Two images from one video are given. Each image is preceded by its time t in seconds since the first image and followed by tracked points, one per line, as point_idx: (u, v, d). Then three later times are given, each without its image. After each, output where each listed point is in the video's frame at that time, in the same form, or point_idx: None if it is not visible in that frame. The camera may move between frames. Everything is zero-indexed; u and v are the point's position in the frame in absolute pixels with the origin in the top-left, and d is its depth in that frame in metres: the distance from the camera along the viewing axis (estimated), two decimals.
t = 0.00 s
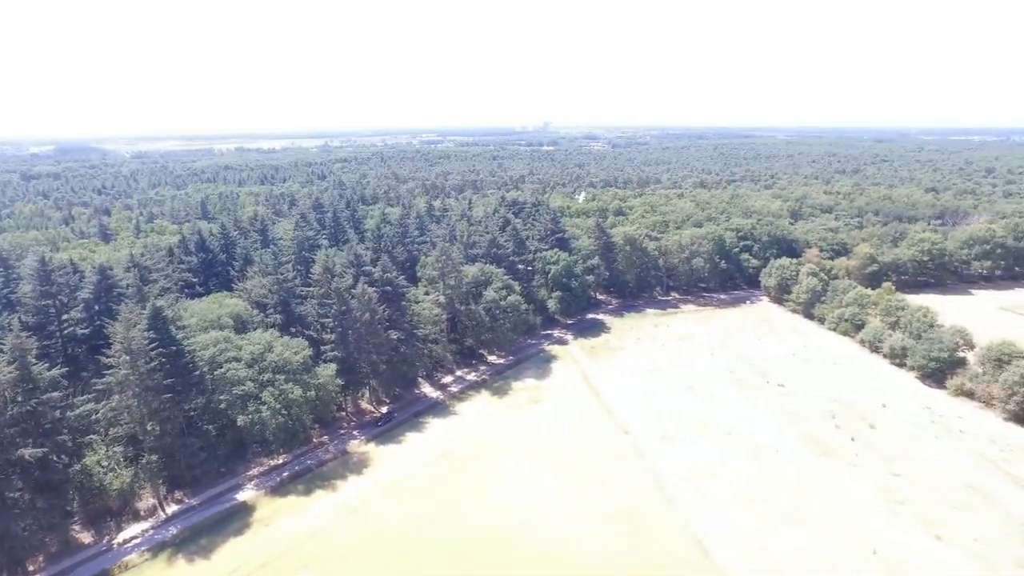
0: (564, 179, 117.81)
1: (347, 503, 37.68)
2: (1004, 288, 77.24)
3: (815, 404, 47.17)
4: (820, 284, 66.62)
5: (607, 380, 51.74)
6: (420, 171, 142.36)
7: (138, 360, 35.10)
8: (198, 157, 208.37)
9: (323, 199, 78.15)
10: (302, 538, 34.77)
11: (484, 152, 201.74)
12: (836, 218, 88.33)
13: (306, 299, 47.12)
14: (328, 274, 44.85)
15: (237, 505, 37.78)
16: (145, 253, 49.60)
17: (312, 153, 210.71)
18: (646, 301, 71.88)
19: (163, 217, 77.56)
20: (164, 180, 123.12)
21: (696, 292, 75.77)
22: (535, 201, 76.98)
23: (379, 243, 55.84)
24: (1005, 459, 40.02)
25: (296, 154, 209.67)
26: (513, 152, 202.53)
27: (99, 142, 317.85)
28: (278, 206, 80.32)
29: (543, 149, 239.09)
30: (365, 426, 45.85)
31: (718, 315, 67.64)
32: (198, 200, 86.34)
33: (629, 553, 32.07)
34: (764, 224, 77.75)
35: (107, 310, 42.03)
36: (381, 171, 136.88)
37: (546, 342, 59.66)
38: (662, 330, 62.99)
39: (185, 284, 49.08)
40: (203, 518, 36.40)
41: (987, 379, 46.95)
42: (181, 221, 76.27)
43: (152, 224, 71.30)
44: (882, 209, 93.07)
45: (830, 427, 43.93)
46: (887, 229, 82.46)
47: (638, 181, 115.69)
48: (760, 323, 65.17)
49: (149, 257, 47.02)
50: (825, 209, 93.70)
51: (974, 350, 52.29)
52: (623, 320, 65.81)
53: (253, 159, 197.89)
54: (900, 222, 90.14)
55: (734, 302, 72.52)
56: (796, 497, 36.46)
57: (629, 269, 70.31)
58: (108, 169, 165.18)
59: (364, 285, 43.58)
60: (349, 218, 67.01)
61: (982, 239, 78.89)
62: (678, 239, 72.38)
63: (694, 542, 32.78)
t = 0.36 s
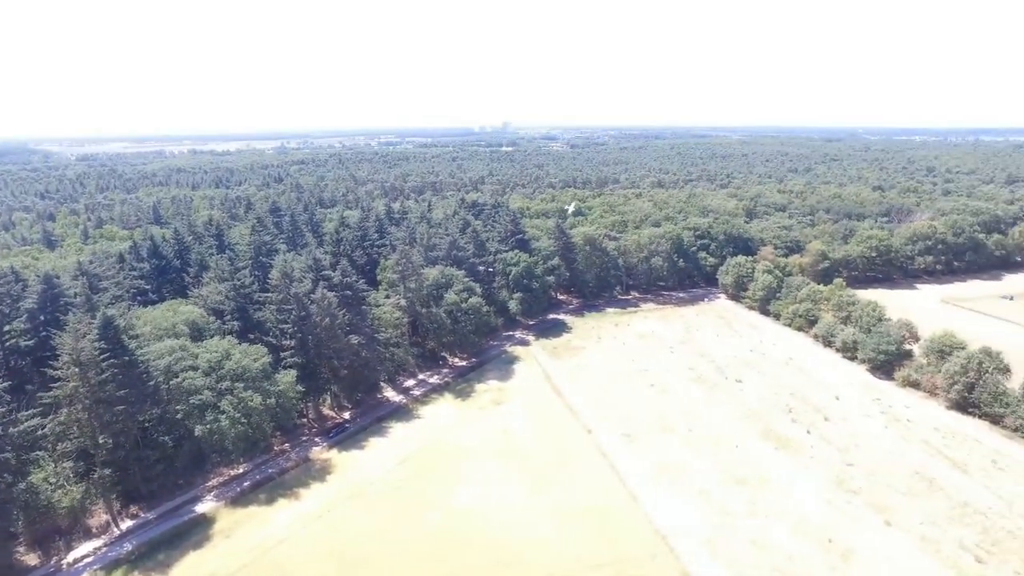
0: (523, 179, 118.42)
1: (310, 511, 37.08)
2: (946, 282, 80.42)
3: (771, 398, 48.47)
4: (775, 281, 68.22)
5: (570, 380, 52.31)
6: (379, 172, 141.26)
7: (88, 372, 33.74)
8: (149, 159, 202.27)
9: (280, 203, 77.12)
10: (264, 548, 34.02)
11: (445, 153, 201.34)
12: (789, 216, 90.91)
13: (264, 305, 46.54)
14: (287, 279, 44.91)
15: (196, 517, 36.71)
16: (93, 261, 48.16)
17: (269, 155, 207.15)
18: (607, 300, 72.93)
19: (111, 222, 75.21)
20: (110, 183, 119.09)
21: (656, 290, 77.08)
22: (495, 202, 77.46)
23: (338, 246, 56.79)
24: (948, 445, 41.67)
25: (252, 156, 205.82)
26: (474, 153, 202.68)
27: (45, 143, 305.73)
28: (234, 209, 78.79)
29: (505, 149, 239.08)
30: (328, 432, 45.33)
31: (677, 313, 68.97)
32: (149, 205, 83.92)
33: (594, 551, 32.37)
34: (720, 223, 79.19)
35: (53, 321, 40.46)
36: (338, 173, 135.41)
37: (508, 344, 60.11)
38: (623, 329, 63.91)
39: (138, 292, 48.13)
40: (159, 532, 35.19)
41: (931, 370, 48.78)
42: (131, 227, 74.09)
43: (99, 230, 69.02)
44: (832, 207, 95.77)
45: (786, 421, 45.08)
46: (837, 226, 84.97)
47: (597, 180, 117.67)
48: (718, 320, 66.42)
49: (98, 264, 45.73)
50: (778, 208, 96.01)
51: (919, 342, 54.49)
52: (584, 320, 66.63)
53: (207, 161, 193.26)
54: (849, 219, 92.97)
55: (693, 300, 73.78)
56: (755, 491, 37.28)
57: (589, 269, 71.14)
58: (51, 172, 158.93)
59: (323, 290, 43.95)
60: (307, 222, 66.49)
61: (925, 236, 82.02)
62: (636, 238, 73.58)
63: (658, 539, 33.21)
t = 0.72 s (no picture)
0: (498, 181, 118.45)
1: (286, 518, 36.67)
2: (911, 279, 82.31)
3: (745, 395, 49.17)
4: (748, 280, 69.22)
5: (547, 381, 52.57)
6: (352, 174, 140.20)
7: (54, 381, 32.83)
8: (116, 162, 197.98)
9: (252, 205, 76.17)
10: (240, 557, 33.53)
11: (420, 154, 200.59)
12: (760, 215, 92.29)
13: (237, 310, 46.02)
14: (259, 283, 44.55)
15: (169, 526, 35.96)
16: (58, 267, 47.06)
17: (241, 157, 204.38)
18: (582, 300, 73.42)
19: (77, 226, 73.49)
20: (74, 186, 116.17)
21: (630, 290, 77.76)
22: (469, 204, 77.55)
23: (312, 249, 56.50)
24: (915, 438, 42.66)
25: (223, 158, 202.86)
26: (449, 154, 202.25)
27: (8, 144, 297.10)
28: (204, 213, 77.61)
29: (480, 149, 239.05)
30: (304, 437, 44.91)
31: (652, 312, 69.65)
32: (115, 209, 82.24)
33: (571, 551, 32.56)
34: (693, 223, 80.04)
35: (18, 328, 39.38)
36: (310, 176, 133.98)
37: (484, 345, 60.21)
38: (599, 328, 64.39)
39: (105, 298, 47.29)
40: (131, 543, 34.38)
41: (899, 365, 49.84)
42: (97, 231, 72.44)
43: (64, 234, 67.38)
44: (802, 206, 97.34)
45: (761, 418, 45.74)
46: (807, 225, 86.44)
47: (570, 181, 118.92)
48: (692, 319, 67.13)
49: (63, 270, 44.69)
50: (750, 207, 97.34)
51: (886, 338, 55.72)
52: (560, 321, 66.97)
53: (176, 163, 189.94)
54: (818, 218, 94.59)
55: (668, 299, 74.53)
56: (730, 488, 37.79)
57: (564, 270, 71.54)
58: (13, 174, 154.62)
59: (297, 294, 43.70)
60: (279, 225, 65.76)
61: (891, 234, 83.88)
62: (611, 239, 74.11)
63: (637, 538, 33.49)
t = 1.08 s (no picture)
0: (483, 171, 117.94)
1: (274, 508, 36.66)
2: (891, 266, 83.48)
3: (728, 382, 49.78)
4: (731, 268, 69.82)
5: (533, 370, 52.84)
6: (335, 164, 138.87)
7: (34, 375, 32.29)
8: (95, 153, 194.62)
9: (233, 197, 75.34)
10: (227, 548, 33.47)
11: (404, 145, 199.07)
12: (744, 204, 92.91)
13: (221, 302, 45.68)
14: (243, 275, 44.27)
15: (155, 520, 35.76)
16: (36, 260, 46.29)
17: (222, 148, 201.66)
18: (567, 290, 73.69)
19: (54, 218, 72.17)
20: (50, 178, 113.94)
21: (615, 279, 78.13)
22: (453, 194, 77.27)
23: (295, 241, 56.13)
24: (894, 423, 43.45)
25: (204, 149, 200.18)
26: (433, 144, 201.00)
27: None
28: (185, 204, 76.63)
29: (464, 139, 237.18)
30: (290, 428, 44.84)
31: (637, 301, 70.08)
32: (94, 200, 80.92)
33: (559, 536, 33.00)
34: (678, 212, 80.42)
35: None
36: (293, 167, 132.52)
37: (470, 335, 60.32)
38: (584, 317, 64.68)
39: (85, 291, 46.70)
40: (117, 537, 34.14)
41: (879, 352, 50.61)
42: (75, 224, 71.25)
43: (41, 227, 66.20)
44: (785, 195, 98.08)
45: (744, 404, 46.34)
46: (789, 214, 87.19)
47: (554, 171, 118.91)
48: (677, 308, 67.61)
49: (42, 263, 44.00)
50: (733, 196, 97.92)
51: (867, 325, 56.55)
52: (546, 310, 67.18)
53: (155, 154, 187.05)
54: (801, 207, 95.42)
55: (652, 288, 74.96)
56: (714, 473, 38.33)
57: (549, 259, 71.68)
58: None
59: (282, 286, 43.53)
60: (262, 215, 65.08)
61: (872, 222, 84.88)
62: (596, 228, 74.32)
63: (622, 525, 33.88)
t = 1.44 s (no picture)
0: (471, 150, 117.02)
1: (265, 490, 36.81)
2: (877, 245, 84.28)
3: (715, 361, 50.31)
4: (719, 248, 70.12)
5: (523, 350, 53.07)
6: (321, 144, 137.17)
7: (20, 360, 31.81)
8: (74, 132, 190.54)
9: (218, 177, 74.34)
10: (220, 530, 33.61)
11: (391, 124, 196.71)
12: (732, 183, 93.05)
13: (208, 284, 45.31)
14: (230, 257, 43.91)
15: (147, 502, 35.77)
16: (17, 243, 45.51)
17: (205, 128, 198.22)
18: (556, 270, 73.80)
19: (35, 200, 70.88)
20: (30, 159, 111.58)
21: (604, 259, 78.30)
22: (442, 174, 76.66)
23: (283, 222, 55.63)
24: (878, 400, 44.21)
25: (186, 128, 196.65)
26: (420, 123, 198.79)
27: None
28: (169, 185, 75.57)
29: (452, 118, 234.78)
30: (280, 410, 44.90)
31: (626, 280, 70.39)
32: (76, 181, 79.57)
33: (549, 513, 33.51)
34: (666, 191, 80.41)
35: None
36: (278, 146, 130.77)
37: (459, 315, 60.41)
38: (573, 297, 64.86)
39: (70, 275, 46.09)
40: (108, 520, 34.13)
41: (864, 330, 51.28)
42: (57, 206, 70.04)
43: (22, 209, 65.00)
44: (773, 174, 98.30)
45: (732, 383, 46.89)
46: (777, 193, 87.51)
47: (543, 150, 118.28)
48: (666, 287, 67.96)
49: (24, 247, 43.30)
50: (722, 175, 98.03)
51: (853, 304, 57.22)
52: (535, 290, 67.31)
53: (137, 134, 183.50)
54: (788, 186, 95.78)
55: (641, 267, 75.24)
56: (701, 450, 38.91)
57: (537, 238, 71.61)
58: None
59: (270, 268, 43.24)
60: (248, 196, 64.29)
61: (859, 201, 85.44)
62: (584, 208, 74.21)
63: (611, 502, 34.39)
